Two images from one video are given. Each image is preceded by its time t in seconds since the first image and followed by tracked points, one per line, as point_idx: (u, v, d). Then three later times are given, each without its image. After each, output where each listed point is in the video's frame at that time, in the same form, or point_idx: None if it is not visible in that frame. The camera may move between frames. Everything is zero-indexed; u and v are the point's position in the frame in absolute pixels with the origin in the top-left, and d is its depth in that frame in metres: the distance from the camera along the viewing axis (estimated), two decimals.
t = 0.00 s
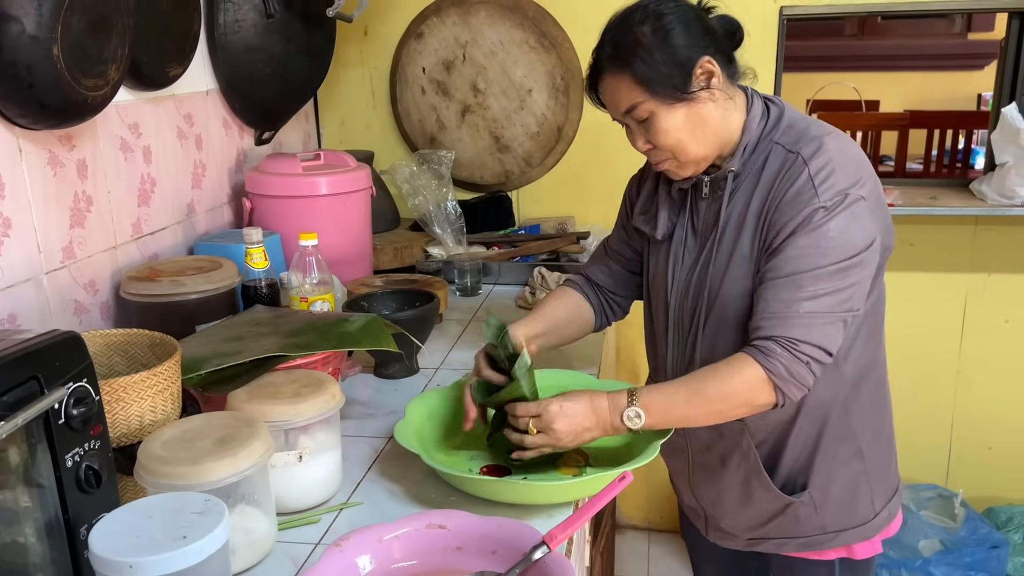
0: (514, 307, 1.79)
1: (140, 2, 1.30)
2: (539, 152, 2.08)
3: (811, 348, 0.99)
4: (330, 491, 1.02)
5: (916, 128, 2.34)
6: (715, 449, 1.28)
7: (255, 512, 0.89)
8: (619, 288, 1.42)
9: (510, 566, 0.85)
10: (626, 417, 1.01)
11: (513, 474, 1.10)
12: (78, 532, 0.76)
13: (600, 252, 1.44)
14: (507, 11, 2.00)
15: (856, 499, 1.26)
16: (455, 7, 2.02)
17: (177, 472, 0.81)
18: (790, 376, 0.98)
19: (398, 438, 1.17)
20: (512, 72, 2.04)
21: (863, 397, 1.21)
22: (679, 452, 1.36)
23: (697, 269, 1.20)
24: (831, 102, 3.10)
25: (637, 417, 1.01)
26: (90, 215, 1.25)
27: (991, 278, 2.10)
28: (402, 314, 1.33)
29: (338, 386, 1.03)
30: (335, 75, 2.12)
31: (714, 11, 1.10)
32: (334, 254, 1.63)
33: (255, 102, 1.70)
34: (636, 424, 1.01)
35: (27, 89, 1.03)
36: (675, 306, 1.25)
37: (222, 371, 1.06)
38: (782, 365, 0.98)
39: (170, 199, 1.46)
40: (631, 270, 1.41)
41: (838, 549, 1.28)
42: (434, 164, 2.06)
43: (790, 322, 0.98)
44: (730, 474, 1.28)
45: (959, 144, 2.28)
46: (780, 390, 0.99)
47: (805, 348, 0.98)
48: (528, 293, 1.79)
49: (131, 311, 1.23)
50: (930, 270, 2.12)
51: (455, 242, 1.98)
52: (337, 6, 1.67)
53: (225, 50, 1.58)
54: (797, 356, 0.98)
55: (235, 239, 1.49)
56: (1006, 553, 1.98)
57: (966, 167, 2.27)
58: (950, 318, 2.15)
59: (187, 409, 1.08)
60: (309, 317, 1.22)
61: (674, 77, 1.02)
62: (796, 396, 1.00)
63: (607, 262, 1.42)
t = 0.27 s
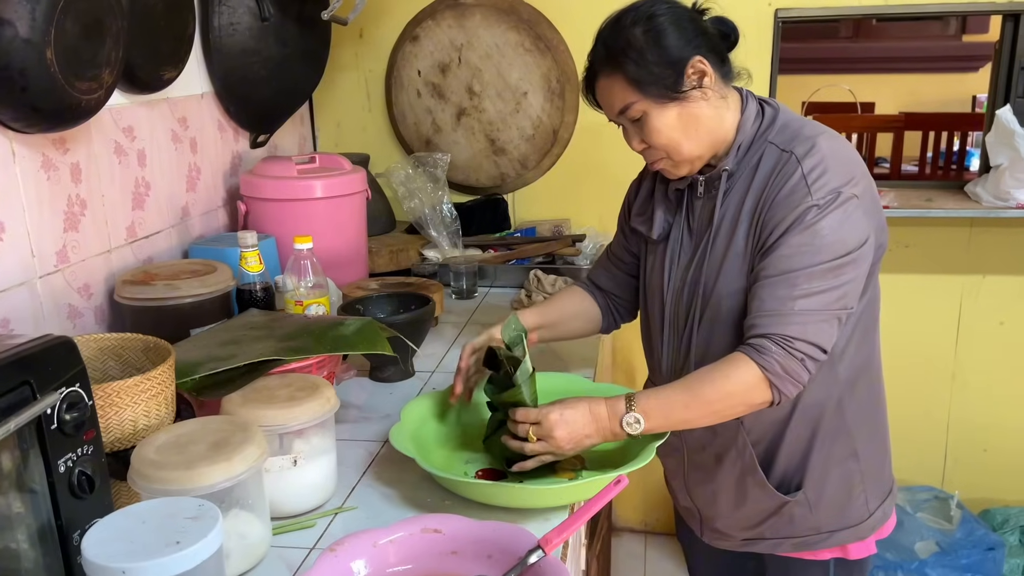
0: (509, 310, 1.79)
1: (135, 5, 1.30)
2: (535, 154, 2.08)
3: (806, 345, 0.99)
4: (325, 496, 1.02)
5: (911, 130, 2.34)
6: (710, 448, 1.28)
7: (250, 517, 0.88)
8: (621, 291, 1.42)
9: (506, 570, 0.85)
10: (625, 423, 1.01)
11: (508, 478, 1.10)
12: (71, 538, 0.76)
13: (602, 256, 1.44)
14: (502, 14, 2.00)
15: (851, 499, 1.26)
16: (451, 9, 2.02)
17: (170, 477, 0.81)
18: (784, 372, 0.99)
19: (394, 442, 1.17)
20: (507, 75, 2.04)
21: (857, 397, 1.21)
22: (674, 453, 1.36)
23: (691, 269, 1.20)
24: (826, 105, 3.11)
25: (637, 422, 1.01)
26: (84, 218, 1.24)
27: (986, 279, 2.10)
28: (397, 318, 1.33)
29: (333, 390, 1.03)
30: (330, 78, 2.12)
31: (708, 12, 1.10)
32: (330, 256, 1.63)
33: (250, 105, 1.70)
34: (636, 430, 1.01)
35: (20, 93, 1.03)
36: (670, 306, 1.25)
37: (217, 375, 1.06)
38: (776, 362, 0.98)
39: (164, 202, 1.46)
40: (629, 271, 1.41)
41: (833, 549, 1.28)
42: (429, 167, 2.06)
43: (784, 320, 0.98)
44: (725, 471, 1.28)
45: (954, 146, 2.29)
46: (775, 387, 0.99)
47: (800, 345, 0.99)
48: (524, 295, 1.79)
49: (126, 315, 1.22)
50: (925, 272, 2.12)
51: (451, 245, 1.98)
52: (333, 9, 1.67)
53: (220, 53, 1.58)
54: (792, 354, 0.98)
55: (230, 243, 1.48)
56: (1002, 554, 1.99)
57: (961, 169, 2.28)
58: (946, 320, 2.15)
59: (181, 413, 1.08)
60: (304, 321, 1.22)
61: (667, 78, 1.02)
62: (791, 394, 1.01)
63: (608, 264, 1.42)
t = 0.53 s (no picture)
0: (507, 312, 1.78)
1: (130, 7, 1.29)
2: (532, 156, 2.08)
3: (805, 347, 0.98)
4: (322, 498, 1.02)
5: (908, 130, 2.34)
6: (703, 447, 1.28)
7: (246, 520, 0.88)
8: (628, 291, 1.42)
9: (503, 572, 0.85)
10: (626, 428, 1.01)
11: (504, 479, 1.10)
12: (67, 541, 0.75)
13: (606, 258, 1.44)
14: (499, 16, 2.00)
15: (844, 500, 1.26)
16: (447, 11, 2.02)
17: (166, 480, 0.80)
18: (784, 375, 0.98)
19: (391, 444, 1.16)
20: (504, 76, 2.04)
21: (851, 397, 1.21)
22: (669, 451, 1.36)
23: (687, 269, 1.20)
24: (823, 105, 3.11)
25: (638, 427, 1.01)
26: (80, 221, 1.24)
27: (984, 279, 2.10)
28: (395, 320, 1.33)
29: (330, 392, 1.02)
30: (327, 80, 2.12)
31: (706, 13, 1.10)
32: (327, 258, 1.63)
33: (246, 107, 1.70)
34: (638, 435, 1.01)
35: (15, 96, 1.03)
36: (666, 307, 1.25)
37: (213, 378, 1.06)
38: (776, 363, 0.97)
39: (161, 204, 1.46)
40: (628, 270, 1.41)
41: (826, 549, 1.28)
42: (427, 169, 2.06)
43: (781, 322, 0.98)
44: (717, 471, 1.28)
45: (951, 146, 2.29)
46: (775, 389, 0.99)
47: (799, 347, 0.98)
48: (522, 297, 1.78)
49: (122, 317, 1.22)
50: (923, 272, 2.12)
51: (448, 246, 1.98)
52: (329, 11, 1.66)
53: (216, 55, 1.57)
54: (791, 356, 0.98)
55: (226, 245, 1.48)
56: (1000, 554, 1.99)
57: (958, 169, 2.28)
58: (943, 320, 2.15)
59: (177, 415, 1.08)
60: (301, 323, 1.21)
61: (663, 79, 1.02)
62: (791, 395, 1.00)
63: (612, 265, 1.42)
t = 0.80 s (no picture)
0: (505, 314, 1.79)
1: (126, 11, 1.29)
2: (529, 158, 2.09)
3: (810, 347, 0.98)
4: (320, 502, 1.02)
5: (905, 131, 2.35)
6: (704, 450, 1.28)
7: (243, 524, 0.88)
8: (628, 296, 1.42)
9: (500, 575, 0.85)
10: (633, 433, 0.99)
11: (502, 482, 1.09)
12: (64, 546, 0.75)
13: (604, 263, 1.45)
14: (496, 18, 2.01)
15: (844, 500, 1.26)
16: (444, 14, 2.02)
17: (164, 485, 0.80)
18: (790, 375, 0.97)
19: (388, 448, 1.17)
20: (501, 78, 2.04)
21: (851, 399, 1.21)
22: (670, 454, 1.36)
23: (687, 272, 1.20)
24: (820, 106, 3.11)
25: (644, 432, 0.99)
26: (77, 225, 1.24)
27: (981, 280, 2.11)
28: (392, 323, 1.33)
29: (327, 396, 1.02)
30: (324, 83, 2.12)
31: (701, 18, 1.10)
32: (324, 261, 1.63)
33: (243, 110, 1.70)
34: (644, 440, 0.99)
35: (11, 101, 1.03)
36: (666, 310, 1.25)
37: (210, 383, 1.05)
38: (783, 364, 0.96)
39: (158, 209, 1.46)
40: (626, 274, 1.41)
41: (827, 550, 1.29)
42: (424, 171, 2.06)
43: (785, 323, 0.98)
44: (719, 474, 1.28)
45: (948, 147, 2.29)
46: (782, 391, 0.97)
47: (804, 347, 0.97)
48: (519, 299, 1.78)
49: (119, 322, 1.22)
50: (920, 273, 2.13)
51: (446, 248, 1.97)
52: (325, 14, 1.66)
53: (213, 59, 1.58)
54: (797, 356, 0.97)
55: (223, 248, 1.48)
56: (998, 555, 1.99)
57: (955, 170, 2.28)
58: (940, 321, 2.15)
59: (174, 420, 1.08)
60: (298, 327, 1.22)
61: (659, 84, 1.02)
62: (798, 396, 0.99)
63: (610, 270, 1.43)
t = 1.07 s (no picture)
0: (504, 316, 1.79)
1: (124, 15, 1.30)
2: (528, 160, 2.09)
3: (814, 350, 0.97)
4: (319, 504, 1.02)
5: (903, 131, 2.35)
6: (707, 454, 1.28)
7: (243, 527, 0.88)
8: (628, 299, 1.42)
9: None
10: (631, 430, 0.99)
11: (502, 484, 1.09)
12: (64, 550, 0.75)
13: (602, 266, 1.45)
14: (493, 20, 2.01)
15: (847, 501, 1.26)
16: (442, 16, 2.02)
17: (164, 488, 0.80)
18: (794, 378, 0.97)
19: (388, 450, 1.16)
20: (499, 80, 2.04)
21: (852, 400, 1.21)
22: (671, 457, 1.36)
23: (687, 276, 1.20)
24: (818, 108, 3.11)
25: (643, 432, 0.99)
26: (76, 229, 1.24)
27: (979, 280, 2.11)
28: (391, 325, 1.32)
29: (326, 398, 1.02)
30: (322, 86, 2.12)
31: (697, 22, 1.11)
32: (323, 264, 1.63)
33: (241, 113, 1.70)
34: (642, 437, 0.99)
35: (9, 104, 1.03)
36: (666, 314, 1.25)
37: (209, 386, 1.06)
38: (787, 367, 0.96)
39: (156, 212, 1.46)
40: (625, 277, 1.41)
41: (830, 552, 1.28)
42: (422, 174, 2.06)
43: (789, 326, 0.97)
44: (721, 478, 1.28)
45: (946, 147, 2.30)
46: (786, 394, 0.97)
47: (809, 350, 0.97)
48: (518, 301, 1.79)
49: (118, 325, 1.22)
50: (918, 273, 2.13)
51: (445, 250, 1.97)
52: (322, 17, 1.66)
53: (211, 62, 1.58)
54: (802, 359, 0.97)
55: (222, 251, 1.48)
56: (998, 555, 1.99)
57: (953, 170, 2.29)
58: (939, 321, 2.16)
59: (174, 423, 1.08)
60: (297, 329, 1.21)
61: (657, 89, 1.02)
62: (802, 400, 0.98)
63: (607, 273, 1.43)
